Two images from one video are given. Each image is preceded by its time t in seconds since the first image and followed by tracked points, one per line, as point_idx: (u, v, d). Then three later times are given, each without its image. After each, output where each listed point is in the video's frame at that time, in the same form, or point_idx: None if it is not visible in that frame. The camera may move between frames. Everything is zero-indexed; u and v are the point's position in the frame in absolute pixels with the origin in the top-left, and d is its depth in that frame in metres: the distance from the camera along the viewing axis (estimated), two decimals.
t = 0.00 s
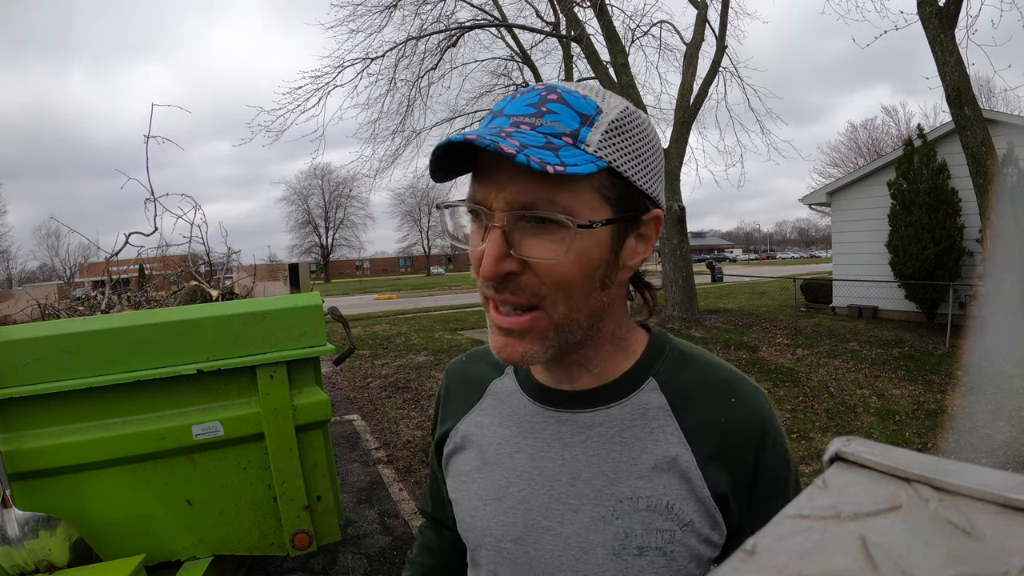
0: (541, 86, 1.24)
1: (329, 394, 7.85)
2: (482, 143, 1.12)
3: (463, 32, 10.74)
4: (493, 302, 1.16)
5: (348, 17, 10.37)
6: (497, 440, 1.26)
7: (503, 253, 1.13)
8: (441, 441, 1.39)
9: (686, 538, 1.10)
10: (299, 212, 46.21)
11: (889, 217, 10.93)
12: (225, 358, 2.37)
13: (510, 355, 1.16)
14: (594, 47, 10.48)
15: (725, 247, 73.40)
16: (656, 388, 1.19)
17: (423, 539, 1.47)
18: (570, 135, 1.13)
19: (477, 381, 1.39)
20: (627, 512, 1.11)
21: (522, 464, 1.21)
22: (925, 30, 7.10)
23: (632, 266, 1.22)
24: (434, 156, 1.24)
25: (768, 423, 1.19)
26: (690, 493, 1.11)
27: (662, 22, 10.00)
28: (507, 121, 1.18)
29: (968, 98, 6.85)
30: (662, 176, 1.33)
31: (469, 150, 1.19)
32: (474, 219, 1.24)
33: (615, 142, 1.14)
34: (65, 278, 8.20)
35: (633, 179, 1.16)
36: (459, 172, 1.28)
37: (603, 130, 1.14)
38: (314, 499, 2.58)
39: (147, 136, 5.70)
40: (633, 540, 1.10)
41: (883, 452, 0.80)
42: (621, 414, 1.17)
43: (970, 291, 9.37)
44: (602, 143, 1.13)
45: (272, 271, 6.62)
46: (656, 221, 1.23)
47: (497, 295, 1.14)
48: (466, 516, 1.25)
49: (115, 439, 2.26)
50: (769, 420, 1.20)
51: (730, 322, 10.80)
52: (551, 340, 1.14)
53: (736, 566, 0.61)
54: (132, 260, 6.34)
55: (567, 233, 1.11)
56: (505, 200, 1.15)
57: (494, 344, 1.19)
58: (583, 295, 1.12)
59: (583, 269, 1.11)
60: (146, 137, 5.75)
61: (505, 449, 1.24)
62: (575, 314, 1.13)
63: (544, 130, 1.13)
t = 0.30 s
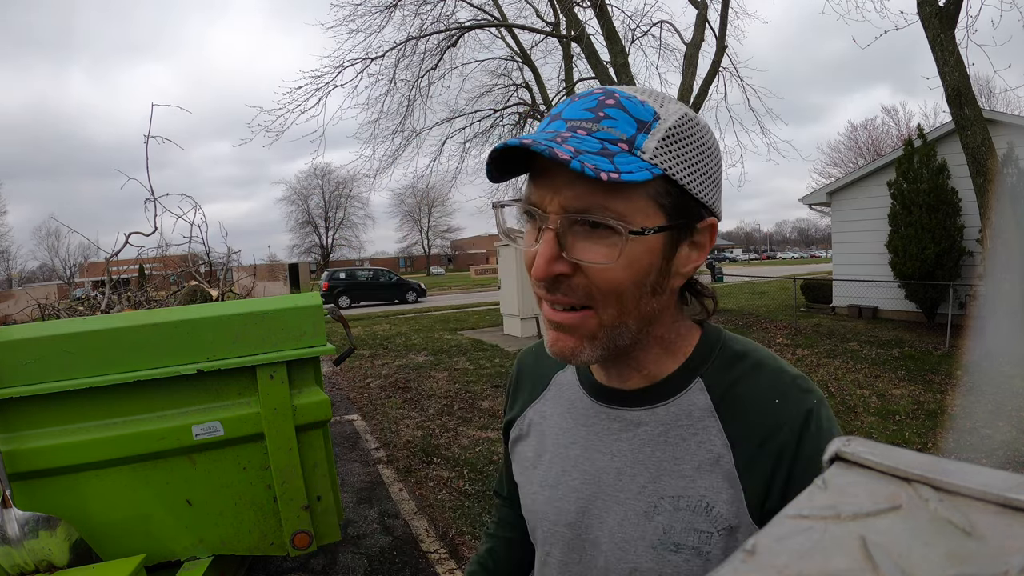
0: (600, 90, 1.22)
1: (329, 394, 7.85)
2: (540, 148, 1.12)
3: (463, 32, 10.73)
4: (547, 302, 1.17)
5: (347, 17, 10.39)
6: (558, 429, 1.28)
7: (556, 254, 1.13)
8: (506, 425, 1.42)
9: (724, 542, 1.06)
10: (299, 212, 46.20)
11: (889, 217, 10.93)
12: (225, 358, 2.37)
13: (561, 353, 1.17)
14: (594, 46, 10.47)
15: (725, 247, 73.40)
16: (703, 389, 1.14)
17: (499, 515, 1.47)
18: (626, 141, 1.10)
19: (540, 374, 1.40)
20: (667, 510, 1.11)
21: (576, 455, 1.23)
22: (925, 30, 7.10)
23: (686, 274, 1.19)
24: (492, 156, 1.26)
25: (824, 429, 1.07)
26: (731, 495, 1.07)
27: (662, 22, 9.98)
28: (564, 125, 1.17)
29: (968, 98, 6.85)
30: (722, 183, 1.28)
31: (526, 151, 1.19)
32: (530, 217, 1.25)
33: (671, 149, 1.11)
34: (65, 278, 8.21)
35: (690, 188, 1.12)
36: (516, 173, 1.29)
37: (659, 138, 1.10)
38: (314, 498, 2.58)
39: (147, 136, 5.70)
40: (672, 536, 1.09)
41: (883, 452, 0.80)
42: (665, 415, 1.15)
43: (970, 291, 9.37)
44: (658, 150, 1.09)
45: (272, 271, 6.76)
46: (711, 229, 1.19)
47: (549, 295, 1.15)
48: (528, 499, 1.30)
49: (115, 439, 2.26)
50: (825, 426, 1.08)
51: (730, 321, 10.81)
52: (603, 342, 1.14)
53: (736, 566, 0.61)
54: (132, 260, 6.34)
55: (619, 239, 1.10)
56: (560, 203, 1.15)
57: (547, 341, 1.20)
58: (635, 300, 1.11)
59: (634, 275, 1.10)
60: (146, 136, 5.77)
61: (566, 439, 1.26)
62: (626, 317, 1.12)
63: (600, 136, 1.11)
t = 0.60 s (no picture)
0: (588, 101, 1.26)
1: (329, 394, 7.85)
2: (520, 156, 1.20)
3: (463, 32, 10.74)
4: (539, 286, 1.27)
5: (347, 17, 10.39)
6: (568, 411, 1.36)
7: (539, 244, 1.21)
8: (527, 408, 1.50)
9: (700, 524, 1.09)
10: (298, 212, 46.18)
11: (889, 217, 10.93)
12: (225, 358, 2.37)
13: (551, 333, 1.26)
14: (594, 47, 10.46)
15: (725, 247, 73.40)
16: (687, 374, 1.17)
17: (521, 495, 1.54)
18: (598, 149, 1.15)
19: (561, 364, 1.47)
20: (651, 489, 1.15)
21: (579, 434, 1.30)
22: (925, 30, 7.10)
23: (667, 267, 1.22)
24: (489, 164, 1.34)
25: (799, 423, 1.02)
26: (705, 478, 1.09)
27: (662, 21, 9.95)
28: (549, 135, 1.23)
29: (968, 98, 6.85)
30: (714, 183, 1.28)
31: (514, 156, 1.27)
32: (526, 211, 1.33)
33: (644, 155, 1.13)
34: (65, 278, 8.21)
35: (665, 191, 1.14)
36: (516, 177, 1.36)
37: (631, 144, 1.13)
38: (314, 499, 2.58)
39: (147, 136, 5.70)
40: (653, 515, 1.13)
41: (883, 452, 0.80)
42: (651, 398, 1.20)
43: (970, 292, 9.37)
44: (628, 156, 1.13)
45: (272, 271, 6.75)
46: (691, 226, 1.21)
47: (539, 279, 1.24)
48: (542, 475, 1.38)
49: (115, 439, 2.26)
50: (805, 422, 1.02)
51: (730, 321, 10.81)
52: (584, 327, 1.21)
53: (736, 566, 0.61)
54: (132, 261, 6.33)
55: (593, 233, 1.16)
56: (543, 201, 1.22)
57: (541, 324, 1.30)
58: (610, 289, 1.18)
59: (607, 264, 1.16)
60: (147, 136, 5.76)
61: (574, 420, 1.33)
62: (604, 305, 1.19)
63: (574, 145, 1.16)
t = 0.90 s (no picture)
0: (550, 118, 1.31)
1: (329, 394, 7.86)
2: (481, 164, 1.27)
3: (463, 32, 10.75)
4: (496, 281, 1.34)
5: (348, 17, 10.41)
6: (528, 397, 1.40)
7: (492, 244, 1.29)
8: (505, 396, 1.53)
9: (619, 501, 1.14)
10: (298, 212, 46.17)
11: (889, 217, 10.93)
12: (225, 358, 2.37)
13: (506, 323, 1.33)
14: (594, 47, 10.47)
15: (725, 248, 73.39)
16: (623, 358, 1.21)
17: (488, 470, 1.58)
18: (547, 164, 1.20)
19: (537, 355, 1.50)
20: (581, 467, 1.20)
21: (533, 418, 1.35)
22: (925, 30, 7.11)
23: (612, 272, 1.25)
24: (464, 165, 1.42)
25: (706, 399, 1.03)
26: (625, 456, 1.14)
27: (663, 22, 9.92)
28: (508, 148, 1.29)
29: (968, 98, 6.85)
30: (669, 197, 1.29)
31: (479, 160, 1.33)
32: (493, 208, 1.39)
33: (589, 172, 1.17)
34: (65, 278, 8.20)
35: (607, 206, 1.18)
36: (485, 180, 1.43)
37: (577, 161, 1.17)
38: (314, 499, 2.58)
39: (148, 136, 5.70)
40: (581, 492, 1.19)
41: (882, 452, 0.80)
42: (591, 379, 1.24)
43: (970, 291, 9.37)
44: (574, 172, 1.17)
45: (272, 271, 6.74)
46: (637, 238, 1.23)
47: (495, 274, 1.31)
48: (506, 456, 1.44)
49: (115, 439, 2.26)
50: (713, 397, 1.03)
51: (730, 321, 10.81)
52: (531, 323, 1.28)
53: (736, 565, 0.61)
54: (132, 260, 6.34)
55: (537, 238, 1.22)
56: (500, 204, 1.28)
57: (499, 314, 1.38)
58: (554, 289, 1.24)
59: (550, 265, 1.22)
60: (147, 136, 5.77)
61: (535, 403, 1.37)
62: (547, 302, 1.25)
63: (525, 159, 1.22)
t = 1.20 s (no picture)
0: (503, 137, 1.34)
1: (329, 394, 7.86)
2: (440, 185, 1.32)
3: (463, 32, 10.77)
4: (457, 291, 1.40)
5: (348, 17, 10.46)
6: (496, 398, 1.42)
7: (451, 259, 1.34)
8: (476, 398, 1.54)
9: (576, 495, 1.16)
10: (298, 212, 46.17)
11: (888, 216, 10.93)
12: (225, 358, 2.37)
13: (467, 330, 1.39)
14: (594, 47, 10.48)
15: (724, 248, 73.38)
16: (581, 359, 1.25)
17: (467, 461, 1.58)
18: (495, 184, 1.24)
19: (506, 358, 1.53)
20: (542, 464, 1.23)
21: (501, 419, 1.37)
22: (925, 30, 7.11)
23: (565, 282, 1.27)
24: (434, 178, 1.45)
25: (655, 394, 1.05)
26: (583, 452, 1.17)
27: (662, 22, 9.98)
28: (461, 169, 1.33)
29: (968, 98, 6.85)
30: (619, 208, 1.28)
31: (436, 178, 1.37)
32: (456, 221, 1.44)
33: (534, 192, 1.20)
34: (65, 278, 8.20)
35: (553, 222, 1.20)
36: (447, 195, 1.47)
37: (522, 183, 1.20)
38: (314, 499, 2.58)
39: (148, 136, 5.71)
40: (542, 487, 1.22)
41: (883, 452, 0.80)
42: (552, 382, 1.26)
43: (970, 291, 9.37)
44: (520, 193, 1.20)
45: (272, 271, 6.75)
46: (587, 250, 1.26)
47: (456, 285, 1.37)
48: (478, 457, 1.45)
49: (115, 439, 2.25)
50: (661, 393, 1.05)
51: (730, 321, 10.81)
52: (487, 332, 1.33)
53: (736, 565, 0.61)
54: (132, 260, 6.34)
55: (489, 253, 1.27)
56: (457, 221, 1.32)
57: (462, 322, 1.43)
58: (507, 300, 1.28)
59: (505, 279, 1.26)
60: (147, 136, 5.79)
61: (501, 403, 1.40)
62: (502, 312, 1.30)
63: (475, 180, 1.26)
